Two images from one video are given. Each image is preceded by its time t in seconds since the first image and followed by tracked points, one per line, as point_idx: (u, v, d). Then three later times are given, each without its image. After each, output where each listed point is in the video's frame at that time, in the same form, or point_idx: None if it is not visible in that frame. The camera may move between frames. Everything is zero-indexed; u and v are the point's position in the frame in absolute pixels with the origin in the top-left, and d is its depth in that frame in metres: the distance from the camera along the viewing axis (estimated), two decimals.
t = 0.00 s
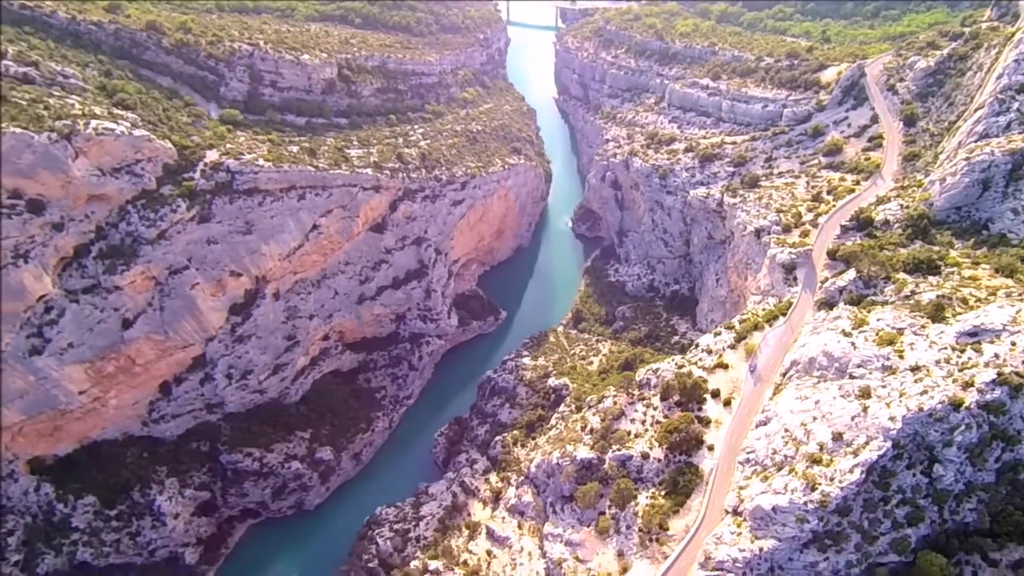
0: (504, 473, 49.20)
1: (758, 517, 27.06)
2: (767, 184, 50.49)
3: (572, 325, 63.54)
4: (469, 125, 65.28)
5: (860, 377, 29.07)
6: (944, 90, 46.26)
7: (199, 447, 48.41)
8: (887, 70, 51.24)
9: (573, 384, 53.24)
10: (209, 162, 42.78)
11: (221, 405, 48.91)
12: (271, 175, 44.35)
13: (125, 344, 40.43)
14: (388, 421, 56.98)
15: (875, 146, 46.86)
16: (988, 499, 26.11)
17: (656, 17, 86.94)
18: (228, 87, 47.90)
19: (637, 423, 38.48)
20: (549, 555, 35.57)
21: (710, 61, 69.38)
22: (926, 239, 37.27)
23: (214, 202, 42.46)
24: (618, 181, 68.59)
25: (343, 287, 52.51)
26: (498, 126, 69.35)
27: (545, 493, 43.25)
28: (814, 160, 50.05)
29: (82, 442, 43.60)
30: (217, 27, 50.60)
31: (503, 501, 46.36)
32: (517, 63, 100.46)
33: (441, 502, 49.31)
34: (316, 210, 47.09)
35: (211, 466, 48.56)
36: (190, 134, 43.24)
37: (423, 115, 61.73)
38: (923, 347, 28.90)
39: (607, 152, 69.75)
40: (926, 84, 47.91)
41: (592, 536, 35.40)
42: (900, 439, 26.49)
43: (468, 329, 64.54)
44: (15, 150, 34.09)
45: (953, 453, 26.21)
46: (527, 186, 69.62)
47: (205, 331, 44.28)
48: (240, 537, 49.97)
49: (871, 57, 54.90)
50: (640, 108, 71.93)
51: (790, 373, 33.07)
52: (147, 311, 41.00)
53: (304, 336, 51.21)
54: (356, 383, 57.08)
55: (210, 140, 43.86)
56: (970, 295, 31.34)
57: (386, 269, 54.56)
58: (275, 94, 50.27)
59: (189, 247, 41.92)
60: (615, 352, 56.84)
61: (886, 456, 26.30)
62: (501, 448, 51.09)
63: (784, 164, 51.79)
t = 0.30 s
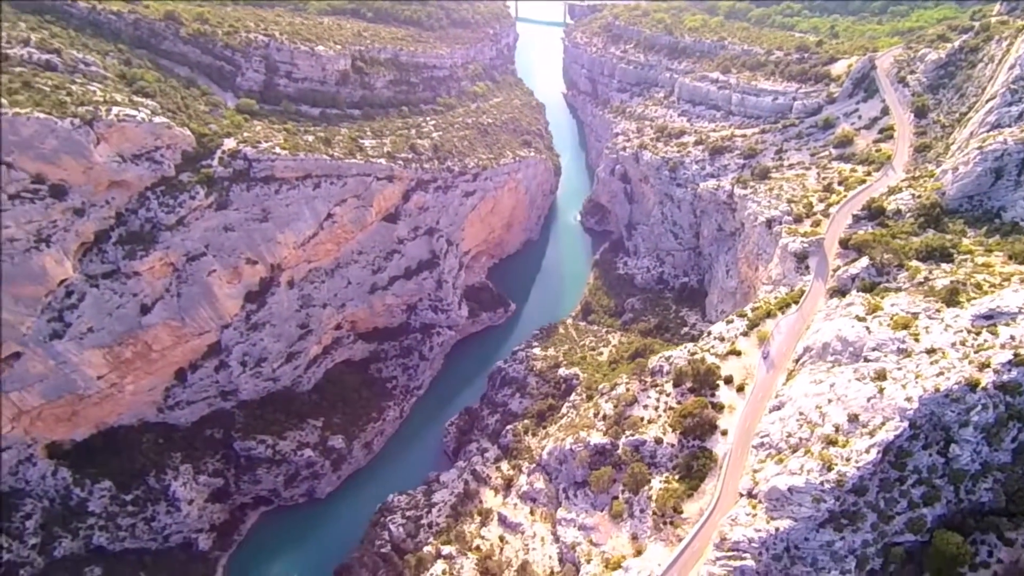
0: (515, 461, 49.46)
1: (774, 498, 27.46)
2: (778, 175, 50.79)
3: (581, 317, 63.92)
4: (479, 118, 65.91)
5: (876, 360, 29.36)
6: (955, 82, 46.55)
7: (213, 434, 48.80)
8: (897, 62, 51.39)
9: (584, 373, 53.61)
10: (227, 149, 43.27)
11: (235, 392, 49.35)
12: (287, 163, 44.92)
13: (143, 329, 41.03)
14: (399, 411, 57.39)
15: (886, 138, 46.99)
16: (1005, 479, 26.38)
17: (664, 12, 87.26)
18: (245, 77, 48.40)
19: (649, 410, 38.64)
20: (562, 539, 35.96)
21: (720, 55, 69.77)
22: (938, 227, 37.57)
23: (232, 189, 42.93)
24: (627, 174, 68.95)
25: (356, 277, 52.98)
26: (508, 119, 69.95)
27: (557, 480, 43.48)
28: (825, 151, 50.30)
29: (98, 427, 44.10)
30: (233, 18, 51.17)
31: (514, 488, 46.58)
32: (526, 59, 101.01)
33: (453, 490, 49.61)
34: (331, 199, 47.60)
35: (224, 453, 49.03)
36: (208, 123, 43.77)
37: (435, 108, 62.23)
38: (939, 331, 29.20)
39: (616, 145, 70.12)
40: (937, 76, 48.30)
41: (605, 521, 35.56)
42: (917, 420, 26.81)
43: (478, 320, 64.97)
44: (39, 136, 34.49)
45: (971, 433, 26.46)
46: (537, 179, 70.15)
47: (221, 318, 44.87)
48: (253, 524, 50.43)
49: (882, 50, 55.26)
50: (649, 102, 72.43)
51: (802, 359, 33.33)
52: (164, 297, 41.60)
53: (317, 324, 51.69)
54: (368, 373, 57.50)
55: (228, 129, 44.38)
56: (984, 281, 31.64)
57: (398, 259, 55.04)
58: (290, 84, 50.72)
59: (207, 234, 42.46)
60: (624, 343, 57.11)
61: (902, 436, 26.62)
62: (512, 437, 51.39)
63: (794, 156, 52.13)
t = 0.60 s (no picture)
0: (526, 450, 49.75)
1: (789, 479, 27.80)
2: (788, 167, 51.14)
3: (590, 309, 64.28)
4: (490, 111, 66.48)
5: (891, 343, 29.70)
6: (966, 74, 46.87)
7: (227, 422, 49.35)
8: (907, 56, 52.04)
9: (594, 363, 53.98)
10: (244, 138, 43.89)
11: (249, 380, 49.81)
12: (303, 151, 45.51)
13: (161, 316, 41.61)
14: (410, 401, 57.83)
15: (897, 130, 47.22)
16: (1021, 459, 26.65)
17: (673, 8, 87.61)
18: (260, 68, 48.98)
19: (662, 396, 38.96)
20: (576, 524, 36.15)
21: (729, 49, 70.16)
22: (950, 216, 37.74)
23: (249, 176, 43.56)
24: (636, 167, 69.27)
25: (368, 267, 53.45)
26: (518, 113, 70.58)
27: (569, 467, 43.60)
28: (835, 144, 50.60)
29: (115, 414, 44.51)
30: (249, 10, 51.80)
31: (526, 476, 46.72)
32: (534, 54, 101.53)
33: (464, 478, 49.93)
34: (345, 189, 48.12)
35: (238, 441, 49.54)
36: (225, 112, 44.36)
37: (446, 101, 62.76)
38: (954, 314, 29.56)
39: (625, 139, 70.47)
40: (947, 68, 48.69)
41: (619, 505, 35.74)
42: (933, 400, 27.08)
43: (488, 312, 65.42)
44: (63, 121, 34.99)
45: (986, 414, 26.84)
46: (546, 172, 70.65)
47: (237, 306, 45.43)
48: (265, 512, 50.85)
49: (892, 43, 55.64)
50: (658, 96, 72.80)
51: (815, 345, 33.67)
52: (182, 284, 42.14)
53: (330, 314, 52.16)
54: (379, 363, 57.93)
55: (245, 118, 44.93)
56: (998, 267, 31.94)
57: (410, 249, 55.53)
58: (305, 76, 51.33)
59: (224, 222, 43.04)
60: (634, 334, 57.40)
61: (918, 416, 26.98)
62: (522, 426, 51.72)
63: (804, 148, 52.46)
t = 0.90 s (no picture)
0: (536, 439, 49.99)
1: (803, 461, 28.15)
2: (797, 159, 51.45)
3: (598, 302, 64.56)
4: (499, 104, 66.97)
5: (905, 326, 30.06)
6: (975, 66, 47.13)
7: (239, 410, 49.73)
8: (916, 48, 52.34)
9: (603, 353, 54.28)
10: (259, 127, 44.25)
11: (261, 368, 50.21)
12: (317, 140, 46.06)
13: (176, 303, 42.20)
14: (419, 391, 58.19)
15: (906, 121, 47.52)
16: None
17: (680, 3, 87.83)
18: (274, 58, 49.47)
19: (673, 383, 39.27)
20: (587, 508, 36.50)
21: (737, 44, 70.46)
22: (961, 205, 38.04)
23: (264, 164, 44.06)
24: (644, 161, 69.53)
25: (380, 257, 53.84)
26: (526, 106, 71.07)
27: (579, 454, 43.82)
28: (844, 136, 50.90)
29: (129, 401, 44.87)
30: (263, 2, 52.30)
31: (536, 464, 46.88)
32: (542, 50, 102.02)
33: (475, 466, 50.20)
34: (358, 178, 48.57)
35: (250, 429, 49.94)
36: (241, 101, 44.81)
37: (456, 93, 63.21)
38: (967, 298, 29.91)
39: (633, 133, 70.76)
40: (957, 61, 48.96)
41: (631, 489, 35.96)
42: (947, 380, 27.47)
43: (497, 304, 65.79)
44: (83, 108, 35.44)
45: (1001, 394, 27.14)
46: (554, 165, 71.05)
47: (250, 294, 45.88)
48: (277, 500, 51.24)
49: (900, 36, 55.90)
50: (666, 91, 73.19)
51: (827, 332, 34.00)
52: (198, 271, 42.64)
53: (341, 303, 52.54)
54: (388, 353, 58.29)
55: (260, 107, 45.35)
56: (1010, 253, 32.21)
57: (421, 240, 55.96)
58: (318, 67, 51.84)
59: (239, 210, 43.52)
60: (642, 325, 57.62)
61: (933, 396, 27.34)
62: (532, 415, 52.04)
63: (814, 140, 52.72)
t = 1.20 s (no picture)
0: (544, 427, 50.30)
1: (815, 443, 28.61)
2: (803, 151, 51.84)
3: (604, 294, 64.84)
4: (506, 97, 67.49)
5: (916, 310, 30.42)
6: (982, 58, 47.48)
7: (250, 399, 50.08)
8: (923, 41, 52.80)
9: (611, 343, 54.61)
10: (273, 116, 44.73)
11: (272, 357, 50.59)
12: (329, 130, 46.53)
13: (189, 291, 42.56)
14: (427, 382, 58.55)
15: (913, 113, 47.90)
16: None
17: None
18: (286, 49, 49.96)
19: (683, 370, 39.63)
20: (598, 493, 36.84)
21: (743, 38, 70.83)
22: (969, 193, 38.39)
23: (277, 154, 44.53)
24: (650, 154, 69.86)
25: (389, 247, 54.28)
26: (533, 100, 71.56)
27: (589, 442, 44.10)
28: (851, 127, 51.26)
29: (141, 388, 45.40)
30: None
31: (545, 452, 47.13)
32: (547, 46, 102.39)
33: (484, 454, 50.49)
34: (369, 168, 49.07)
35: (260, 417, 50.31)
36: (254, 90, 45.30)
37: (464, 86, 63.68)
38: (979, 282, 30.25)
39: (639, 126, 71.10)
40: (963, 53, 49.34)
41: (642, 474, 36.24)
42: (960, 361, 27.79)
43: (504, 296, 66.18)
44: (100, 95, 35.95)
45: (1013, 374, 27.29)
46: (561, 159, 71.47)
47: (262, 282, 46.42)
48: (286, 488, 51.60)
49: (907, 30, 56.28)
50: (672, 85, 73.62)
51: (837, 318, 34.37)
52: (211, 259, 43.15)
53: (351, 293, 52.93)
54: (397, 344, 58.63)
55: (273, 97, 45.80)
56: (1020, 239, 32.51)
57: (430, 231, 56.44)
58: (329, 58, 52.38)
59: (252, 198, 43.94)
60: (649, 315, 57.82)
61: (945, 377, 27.67)
62: (540, 405, 52.38)
63: (820, 132, 53.07)
